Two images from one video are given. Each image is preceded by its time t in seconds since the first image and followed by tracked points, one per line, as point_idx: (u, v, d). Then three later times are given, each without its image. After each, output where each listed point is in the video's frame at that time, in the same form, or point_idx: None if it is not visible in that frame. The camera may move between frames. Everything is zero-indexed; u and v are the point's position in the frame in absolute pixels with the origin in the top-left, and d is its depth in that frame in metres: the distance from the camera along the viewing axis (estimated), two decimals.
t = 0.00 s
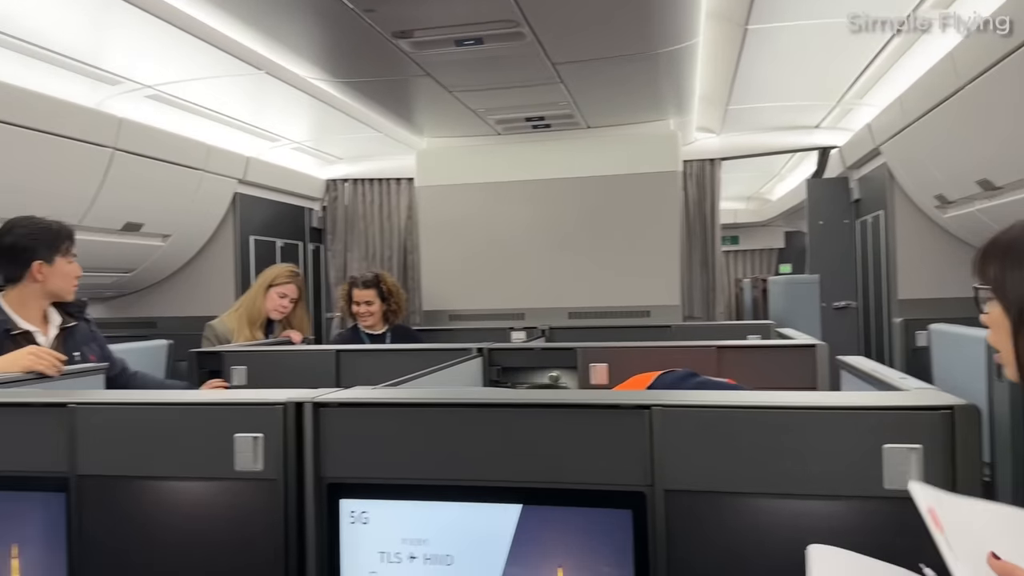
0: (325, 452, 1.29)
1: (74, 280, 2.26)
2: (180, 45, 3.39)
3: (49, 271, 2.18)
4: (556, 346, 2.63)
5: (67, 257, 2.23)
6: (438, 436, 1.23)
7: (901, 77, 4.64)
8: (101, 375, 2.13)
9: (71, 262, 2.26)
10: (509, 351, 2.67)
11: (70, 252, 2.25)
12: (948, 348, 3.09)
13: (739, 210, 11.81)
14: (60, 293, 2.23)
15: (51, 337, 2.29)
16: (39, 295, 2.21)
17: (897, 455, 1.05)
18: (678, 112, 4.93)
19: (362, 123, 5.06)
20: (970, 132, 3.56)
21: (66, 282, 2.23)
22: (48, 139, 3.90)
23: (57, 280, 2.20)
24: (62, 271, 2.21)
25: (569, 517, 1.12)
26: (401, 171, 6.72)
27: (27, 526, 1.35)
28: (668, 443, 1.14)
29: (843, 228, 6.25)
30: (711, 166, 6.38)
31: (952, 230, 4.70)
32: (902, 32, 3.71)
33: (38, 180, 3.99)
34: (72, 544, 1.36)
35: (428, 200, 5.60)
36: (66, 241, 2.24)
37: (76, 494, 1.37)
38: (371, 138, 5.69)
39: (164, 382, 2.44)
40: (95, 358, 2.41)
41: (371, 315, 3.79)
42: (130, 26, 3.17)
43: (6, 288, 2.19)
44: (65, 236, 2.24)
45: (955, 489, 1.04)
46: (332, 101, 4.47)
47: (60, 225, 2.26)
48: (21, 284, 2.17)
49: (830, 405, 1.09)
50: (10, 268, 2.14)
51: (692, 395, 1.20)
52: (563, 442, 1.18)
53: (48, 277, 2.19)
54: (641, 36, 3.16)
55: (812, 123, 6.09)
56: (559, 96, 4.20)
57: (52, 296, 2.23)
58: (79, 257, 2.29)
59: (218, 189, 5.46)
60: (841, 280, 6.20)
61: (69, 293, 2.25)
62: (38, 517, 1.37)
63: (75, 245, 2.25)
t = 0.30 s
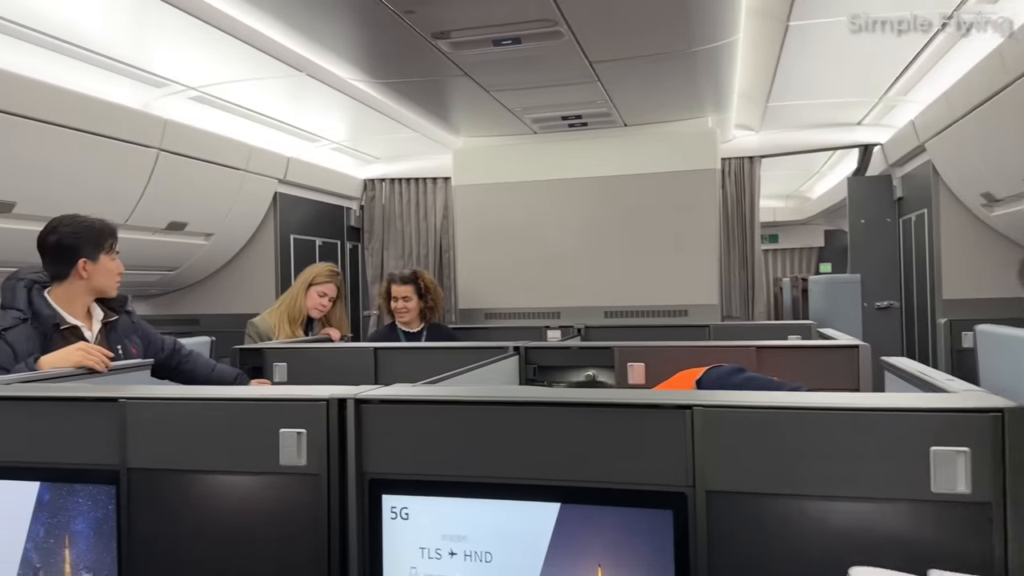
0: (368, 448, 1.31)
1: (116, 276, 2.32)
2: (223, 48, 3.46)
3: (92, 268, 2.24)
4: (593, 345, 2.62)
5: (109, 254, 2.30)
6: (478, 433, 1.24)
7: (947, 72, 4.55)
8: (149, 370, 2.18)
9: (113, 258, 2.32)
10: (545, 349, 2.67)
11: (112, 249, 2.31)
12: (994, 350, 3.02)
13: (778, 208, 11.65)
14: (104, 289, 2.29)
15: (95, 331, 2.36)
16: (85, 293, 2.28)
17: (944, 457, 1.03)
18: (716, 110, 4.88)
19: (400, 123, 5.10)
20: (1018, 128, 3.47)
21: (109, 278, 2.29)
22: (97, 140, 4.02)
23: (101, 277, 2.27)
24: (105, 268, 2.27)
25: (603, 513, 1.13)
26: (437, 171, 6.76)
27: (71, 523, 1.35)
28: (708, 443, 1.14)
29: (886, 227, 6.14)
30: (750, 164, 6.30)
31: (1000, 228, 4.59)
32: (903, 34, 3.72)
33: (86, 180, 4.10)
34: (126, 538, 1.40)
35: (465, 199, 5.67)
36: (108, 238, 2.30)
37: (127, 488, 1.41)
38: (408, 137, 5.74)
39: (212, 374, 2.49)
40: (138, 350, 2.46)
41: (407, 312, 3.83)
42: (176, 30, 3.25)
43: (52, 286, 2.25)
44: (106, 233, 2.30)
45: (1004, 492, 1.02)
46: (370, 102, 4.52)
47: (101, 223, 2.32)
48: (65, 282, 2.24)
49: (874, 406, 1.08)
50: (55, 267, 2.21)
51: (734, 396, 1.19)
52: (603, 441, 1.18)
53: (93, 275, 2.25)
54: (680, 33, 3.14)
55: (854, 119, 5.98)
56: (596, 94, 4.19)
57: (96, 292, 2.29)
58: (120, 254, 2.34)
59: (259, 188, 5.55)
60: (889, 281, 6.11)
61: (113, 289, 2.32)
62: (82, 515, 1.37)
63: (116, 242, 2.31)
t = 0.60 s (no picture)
0: (409, 445, 1.33)
1: (159, 276, 2.37)
2: (266, 52, 3.54)
3: (134, 267, 2.30)
4: (630, 345, 2.61)
5: (152, 254, 2.35)
6: (519, 432, 1.25)
7: (994, 68, 4.45)
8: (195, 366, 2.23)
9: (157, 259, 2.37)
10: (582, 349, 2.67)
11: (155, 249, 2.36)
12: None
13: (818, 207, 11.46)
14: (146, 289, 2.35)
15: (140, 329, 2.42)
16: (127, 292, 2.35)
17: (994, 461, 1.01)
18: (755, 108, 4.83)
19: (438, 124, 5.14)
20: None
21: (151, 278, 2.35)
22: (144, 143, 4.12)
23: (142, 277, 2.32)
24: (146, 268, 2.32)
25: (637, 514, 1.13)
26: (474, 171, 6.78)
27: (121, 517, 1.41)
28: (750, 445, 1.13)
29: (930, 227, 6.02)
30: (790, 163, 6.21)
31: None
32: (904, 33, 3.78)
33: (133, 182, 4.21)
34: (173, 531, 1.44)
35: (501, 199, 5.69)
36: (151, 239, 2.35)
37: (175, 482, 1.45)
38: (446, 139, 5.78)
39: (253, 371, 2.50)
40: (184, 346, 2.51)
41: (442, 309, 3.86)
42: (221, 35, 3.32)
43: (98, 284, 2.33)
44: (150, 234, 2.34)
45: None
46: (409, 105, 4.56)
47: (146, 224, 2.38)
48: (110, 281, 2.32)
49: (921, 407, 1.06)
50: (99, 266, 2.28)
51: (777, 396, 1.18)
52: (644, 441, 1.18)
53: (134, 274, 2.31)
54: (720, 30, 3.11)
55: (897, 117, 5.87)
56: (634, 94, 4.18)
57: (139, 291, 2.35)
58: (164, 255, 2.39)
59: (299, 190, 5.64)
60: (933, 281, 5.99)
61: (155, 288, 2.37)
62: (131, 508, 1.43)
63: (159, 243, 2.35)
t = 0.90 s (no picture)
0: (456, 442, 1.34)
1: (205, 273, 2.38)
2: (315, 55, 3.60)
3: (179, 265, 2.35)
4: (675, 345, 2.57)
5: (198, 253, 2.38)
6: (566, 431, 1.25)
7: None
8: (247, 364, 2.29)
9: (205, 257, 2.39)
10: (626, 349, 2.66)
11: (203, 248, 2.39)
12: None
13: (869, 207, 11.20)
14: (193, 286, 2.38)
15: (195, 326, 2.48)
16: (178, 290, 2.40)
17: None
18: (804, 106, 4.75)
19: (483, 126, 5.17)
20: None
21: (195, 275, 2.37)
22: (198, 146, 4.23)
23: (187, 274, 2.36)
24: (191, 266, 2.36)
25: (678, 543, 1.12)
26: (518, 172, 6.78)
27: (176, 511, 1.49)
28: (802, 445, 1.11)
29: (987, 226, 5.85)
30: (841, 161, 6.08)
31: None
32: (903, 33, 3.81)
33: (187, 184, 4.33)
34: (227, 524, 1.47)
35: (545, 199, 5.70)
36: (199, 238, 2.39)
37: (229, 476, 1.48)
38: (490, 140, 5.81)
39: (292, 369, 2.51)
40: (237, 344, 2.55)
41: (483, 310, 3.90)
42: (272, 40, 3.40)
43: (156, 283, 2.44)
44: (197, 233, 2.38)
45: None
46: (454, 106, 4.59)
47: (199, 225, 2.43)
48: (165, 280, 2.41)
49: (980, 410, 1.03)
50: (154, 266, 2.38)
51: (829, 398, 1.16)
52: (693, 441, 1.17)
53: (180, 272, 2.36)
54: (768, 26, 3.06)
55: (953, 113, 5.71)
56: (680, 92, 4.15)
57: (189, 289, 2.40)
58: (213, 254, 2.40)
59: (346, 192, 5.72)
60: (990, 281, 5.82)
61: (202, 286, 2.39)
62: (184, 502, 1.50)
63: (205, 241, 2.38)
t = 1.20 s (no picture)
0: (502, 442, 1.35)
1: (252, 272, 2.44)
2: (360, 59, 3.65)
3: (227, 265, 2.41)
4: (721, 348, 2.54)
5: (245, 252, 2.44)
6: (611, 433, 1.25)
7: None
8: (295, 363, 2.33)
9: (253, 257, 2.45)
10: (671, 352, 2.63)
11: (250, 248, 2.45)
12: None
13: (921, 206, 10.93)
14: (242, 285, 2.44)
15: (248, 325, 2.55)
16: (229, 289, 2.47)
17: None
18: (853, 103, 4.66)
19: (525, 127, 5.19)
20: None
21: (243, 274, 2.43)
22: (248, 149, 4.33)
23: (235, 274, 2.42)
24: (238, 265, 2.42)
25: (725, 549, 1.12)
26: (561, 172, 6.77)
27: (228, 508, 1.52)
28: (854, 451, 1.09)
29: None
30: (890, 160, 5.95)
31: None
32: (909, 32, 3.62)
33: (236, 186, 4.42)
34: (277, 520, 1.50)
35: (587, 199, 5.73)
36: (246, 238, 2.45)
37: (279, 473, 1.51)
38: (531, 141, 5.81)
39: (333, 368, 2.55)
40: (285, 344, 2.61)
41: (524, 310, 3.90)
42: (319, 45, 3.46)
43: (209, 284, 2.51)
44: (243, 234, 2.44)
45: None
46: (496, 108, 4.61)
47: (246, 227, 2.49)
48: (217, 280, 2.48)
49: None
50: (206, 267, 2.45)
51: (882, 402, 1.14)
52: (742, 444, 1.16)
53: (228, 272, 2.42)
54: (817, 24, 3.01)
55: (1009, 110, 5.54)
56: (726, 91, 4.10)
57: (239, 288, 2.46)
58: (260, 253, 2.46)
59: (390, 194, 5.78)
60: None
61: (251, 285, 2.45)
62: (236, 500, 1.53)
63: (251, 241, 2.43)
